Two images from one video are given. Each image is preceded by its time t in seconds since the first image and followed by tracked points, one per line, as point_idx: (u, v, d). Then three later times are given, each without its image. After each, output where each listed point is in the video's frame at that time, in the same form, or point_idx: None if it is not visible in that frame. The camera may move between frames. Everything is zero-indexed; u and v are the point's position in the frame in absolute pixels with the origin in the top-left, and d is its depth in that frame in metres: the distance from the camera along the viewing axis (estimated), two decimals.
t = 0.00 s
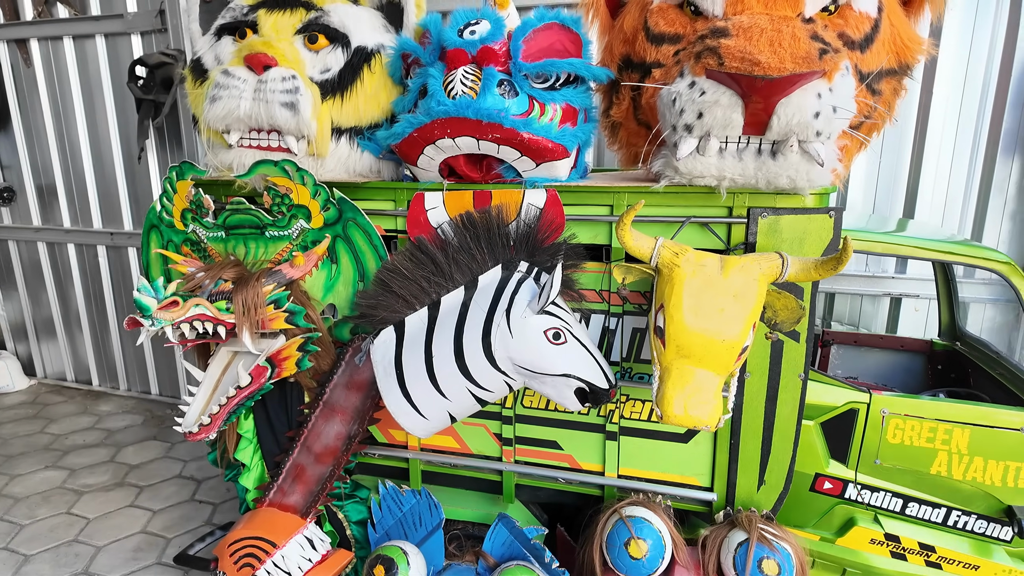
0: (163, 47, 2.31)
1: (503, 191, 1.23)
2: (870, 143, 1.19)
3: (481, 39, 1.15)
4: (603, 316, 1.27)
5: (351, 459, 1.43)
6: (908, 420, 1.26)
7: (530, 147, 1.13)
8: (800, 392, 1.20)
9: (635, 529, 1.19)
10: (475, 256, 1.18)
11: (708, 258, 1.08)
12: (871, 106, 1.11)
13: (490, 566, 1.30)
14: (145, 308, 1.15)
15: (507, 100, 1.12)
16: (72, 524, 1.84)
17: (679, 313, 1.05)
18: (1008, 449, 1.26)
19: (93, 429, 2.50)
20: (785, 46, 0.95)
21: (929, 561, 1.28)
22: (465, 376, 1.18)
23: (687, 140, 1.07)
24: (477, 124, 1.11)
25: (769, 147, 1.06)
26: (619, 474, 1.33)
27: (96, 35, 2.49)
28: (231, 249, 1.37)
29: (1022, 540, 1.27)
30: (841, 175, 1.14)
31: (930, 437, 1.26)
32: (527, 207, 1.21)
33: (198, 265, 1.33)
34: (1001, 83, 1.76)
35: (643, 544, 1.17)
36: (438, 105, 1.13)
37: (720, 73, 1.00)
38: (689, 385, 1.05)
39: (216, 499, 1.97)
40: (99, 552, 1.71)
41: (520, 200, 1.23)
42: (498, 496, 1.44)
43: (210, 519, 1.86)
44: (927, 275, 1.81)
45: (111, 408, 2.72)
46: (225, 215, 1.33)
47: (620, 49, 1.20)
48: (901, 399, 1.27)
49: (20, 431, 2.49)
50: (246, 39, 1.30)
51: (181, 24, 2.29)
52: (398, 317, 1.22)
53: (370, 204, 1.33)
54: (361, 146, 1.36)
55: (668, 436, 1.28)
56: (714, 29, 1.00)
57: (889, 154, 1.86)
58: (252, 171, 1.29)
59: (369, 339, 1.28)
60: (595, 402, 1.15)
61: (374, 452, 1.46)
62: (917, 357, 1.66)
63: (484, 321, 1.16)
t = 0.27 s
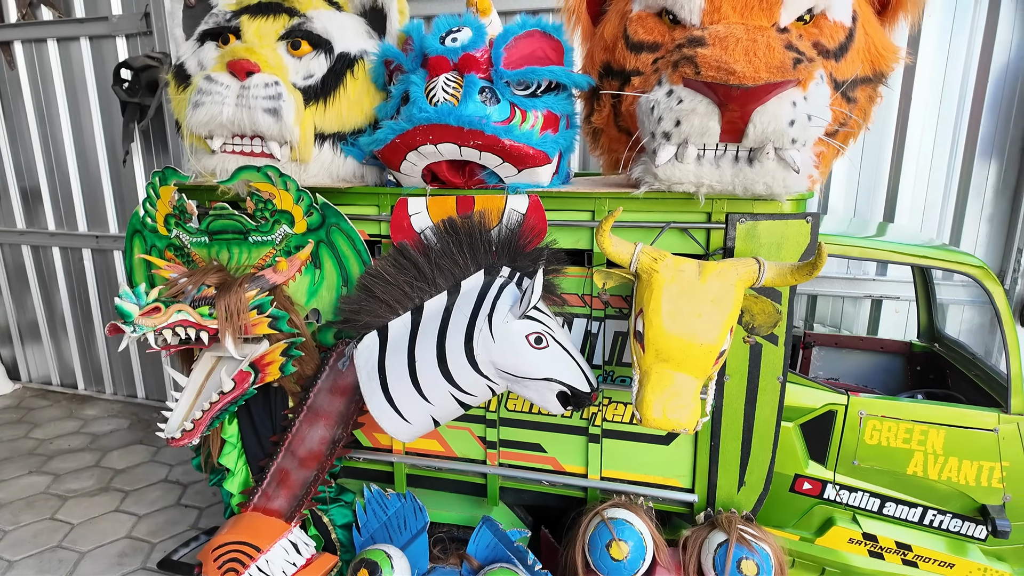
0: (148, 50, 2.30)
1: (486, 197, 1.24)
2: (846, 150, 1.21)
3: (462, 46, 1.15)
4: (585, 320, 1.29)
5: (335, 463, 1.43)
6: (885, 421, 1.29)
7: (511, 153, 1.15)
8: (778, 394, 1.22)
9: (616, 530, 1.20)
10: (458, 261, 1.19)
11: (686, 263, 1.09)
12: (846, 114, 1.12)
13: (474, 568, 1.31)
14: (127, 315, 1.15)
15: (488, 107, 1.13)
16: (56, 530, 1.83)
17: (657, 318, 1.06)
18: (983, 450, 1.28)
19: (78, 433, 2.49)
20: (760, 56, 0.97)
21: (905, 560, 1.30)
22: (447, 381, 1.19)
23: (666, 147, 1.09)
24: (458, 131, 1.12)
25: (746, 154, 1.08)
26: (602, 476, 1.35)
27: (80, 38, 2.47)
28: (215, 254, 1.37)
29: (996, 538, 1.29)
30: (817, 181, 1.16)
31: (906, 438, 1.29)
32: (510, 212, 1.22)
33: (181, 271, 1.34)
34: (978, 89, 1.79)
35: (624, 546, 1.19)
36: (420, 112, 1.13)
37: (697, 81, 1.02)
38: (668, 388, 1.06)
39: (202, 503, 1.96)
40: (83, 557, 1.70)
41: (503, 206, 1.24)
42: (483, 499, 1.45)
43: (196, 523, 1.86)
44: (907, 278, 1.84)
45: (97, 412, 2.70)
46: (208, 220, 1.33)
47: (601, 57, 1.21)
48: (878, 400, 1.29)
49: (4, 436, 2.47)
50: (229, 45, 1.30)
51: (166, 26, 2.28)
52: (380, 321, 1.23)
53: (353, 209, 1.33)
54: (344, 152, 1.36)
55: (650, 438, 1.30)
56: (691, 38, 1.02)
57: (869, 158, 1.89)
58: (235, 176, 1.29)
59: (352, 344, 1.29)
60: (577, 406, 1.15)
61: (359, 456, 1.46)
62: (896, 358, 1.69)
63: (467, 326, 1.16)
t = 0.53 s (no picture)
0: (116, 51, 2.27)
1: (455, 200, 1.24)
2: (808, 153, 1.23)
3: (429, 50, 1.16)
4: (555, 321, 1.30)
5: (306, 467, 1.42)
6: (847, 418, 1.32)
7: (479, 157, 1.15)
8: (743, 393, 1.25)
9: (585, 529, 1.21)
10: (427, 264, 1.19)
11: (650, 266, 1.11)
12: (806, 119, 1.15)
13: (445, 570, 1.31)
14: (88, 321, 1.13)
15: (455, 111, 1.14)
16: (21, 540, 1.79)
17: (623, 319, 1.07)
18: (941, 445, 1.31)
19: (46, 441, 2.43)
20: (719, 62, 0.99)
21: (868, 553, 1.33)
22: (416, 384, 1.19)
23: (630, 151, 1.10)
24: (425, 134, 1.12)
25: (708, 158, 1.09)
26: (573, 476, 1.36)
27: (46, 38, 2.42)
28: (182, 258, 1.35)
29: (953, 530, 1.33)
30: (779, 184, 1.18)
31: (867, 434, 1.32)
32: (478, 215, 1.23)
33: (147, 276, 1.32)
34: (938, 93, 1.84)
35: (593, 545, 1.20)
36: (387, 116, 1.13)
37: (659, 87, 1.04)
38: (634, 389, 1.07)
39: (173, 510, 1.93)
40: (49, 567, 1.67)
41: (472, 209, 1.24)
42: (456, 501, 1.45)
43: (167, 531, 1.83)
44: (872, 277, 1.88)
45: (65, 419, 2.65)
46: (174, 224, 1.32)
47: (568, 61, 1.23)
48: (841, 398, 1.32)
49: None
50: (194, 47, 1.29)
51: (134, 26, 2.24)
52: (349, 325, 1.23)
53: (322, 213, 1.33)
54: (313, 155, 1.36)
55: (619, 438, 1.31)
56: (653, 44, 1.04)
57: (834, 161, 1.94)
58: (201, 180, 1.28)
59: (321, 348, 1.29)
60: (547, 407, 1.17)
61: (330, 460, 1.46)
62: (861, 356, 1.73)
63: (436, 329, 1.16)
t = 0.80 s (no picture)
0: (68, 51, 2.20)
1: (415, 206, 1.24)
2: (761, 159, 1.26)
3: (386, 55, 1.16)
4: (517, 325, 1.30)
5: (267, 476, 1.41)
6: (803, 416, 1.35)
7: (437, 161, 1.15)
8: (702, 393, 1.27)
9: (548, 532, 1.22)
10: (386, 269, 1.18)
11: (608, 270, 1.12)
12: (758, 125, 1.17)
13: None
14: (34, 331, 1.09)
15: (413, 116, 1.13)
16: None
17: (582, 323, 1.08)
18: (892, 440, 1.35)
19: None
20: (671, 69, 1.01)
21: (824, 547, 1.37)
22: (377, 391, 1.18)
23: (587, 156, 1.12)
24: (383, 139, 1.12)
25: (663, 164, 1.11)
26: (537, 479, 1.36)
27: None
28: (135, 265, 1.32)
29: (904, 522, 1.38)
30: (733, 189, 1.21)
31: (822, 431, 1.35)
32: (439, 220, 1.22)
33: (100, 283, 1.27)
34: (889, 98, 1.90)
35: (556, 547, 1.21)
36: (344, 121, 1.12)
37: (613, 94, 1.06)
38: (594, 392, 1.08)
39: (132, 523, 1.88)
40: None
41: (433, 214, 1.24)
42: (421, 506, 1.45)
43: (124, 544, 1.79)
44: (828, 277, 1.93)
45: (18, 431, 2.55)
46: (127, 231, 1.28)
47: (526, 67, 1.24)
48: (796, 396, 1.35)
49: None
50: (145, 50, 1.26)
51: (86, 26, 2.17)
52: (308, 332, 1.22)
53: (281, 218, 1.32)
54: (270, 160, 1.34)
55: (582, 440, 1.32)
56: (608, 51, 1.05)
57: (790, 164, 2.00)
58: (153, 186, 1.25)
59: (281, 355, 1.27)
60: (510, 411, 1.17)
61: (292, 469, 1.44)
62: (818, 354, 1.78)
63: (396, 335, 1.16)
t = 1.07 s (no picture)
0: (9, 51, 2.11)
1: (372, 210, 1.22)
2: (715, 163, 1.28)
3: (339, 58, 1.14)
4: (478, 330, 1.30)
5: (223, 490, 1.36)
6: (760, 415, 1.38)
7: (394, 166, 1.14)
8: (660, 394, 1.29)
9: (511, 538, 1.21)
10: (342, 276, 1.16)
11: (567, 274, 1.12)
12: (711, 130, 1.19)
13: None
14: None
15: (368, 120, 1.11)
16: None
17: (542, 328, 1.08)
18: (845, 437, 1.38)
19: None
20: (625, 75, 1.02)
21: (783, 543, 1.39)
22: (334, 400, 1.16)
23: (544, 162, 1.12)
24: (336, 143, 1.10)
25: (619, 168, 1.11)
26: (500, 484, 1.36)
27: None
28: (79, 274, 1.26)
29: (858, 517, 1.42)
30: (688, 193, 1.23)
31: (779, 430, 1.38)
32: (397, 225, 1.20)
33: (42, 293, 1.23)
34: (841, 103, 1.95)
35: (519, 553, 1.20)
36: (295, 124, 1.10)
37: (568, 99, 1.06)
38: (554, 397, 1.08)
39: (83, 540, 1.81)
40: None
41: (392, 219, 1.22)
42: (384, 515, 1.43)
43: (74, 563, 1.71)
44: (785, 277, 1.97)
45: None
46: (70, 238, 1.22)
47: (482, 71, 1.23)
48: (752, 395, 1.38)
49: None
50: (88, 51, 1.21)
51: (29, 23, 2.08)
52: (263, 341, 1.19)
53: (233, 224, 1.28)
54: (221, 164, 1.31)
55: (544, 444, 1.32)
56: (562, 57, 1.06)
57: (747, 167, 2.04)
58: (97, 192, 1.21)
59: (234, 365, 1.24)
60: (471, 417, 1.16)
61: (249, 480, 1.40)
62: (776, 353, 1.82)
63: (353, 343, 1.14)
